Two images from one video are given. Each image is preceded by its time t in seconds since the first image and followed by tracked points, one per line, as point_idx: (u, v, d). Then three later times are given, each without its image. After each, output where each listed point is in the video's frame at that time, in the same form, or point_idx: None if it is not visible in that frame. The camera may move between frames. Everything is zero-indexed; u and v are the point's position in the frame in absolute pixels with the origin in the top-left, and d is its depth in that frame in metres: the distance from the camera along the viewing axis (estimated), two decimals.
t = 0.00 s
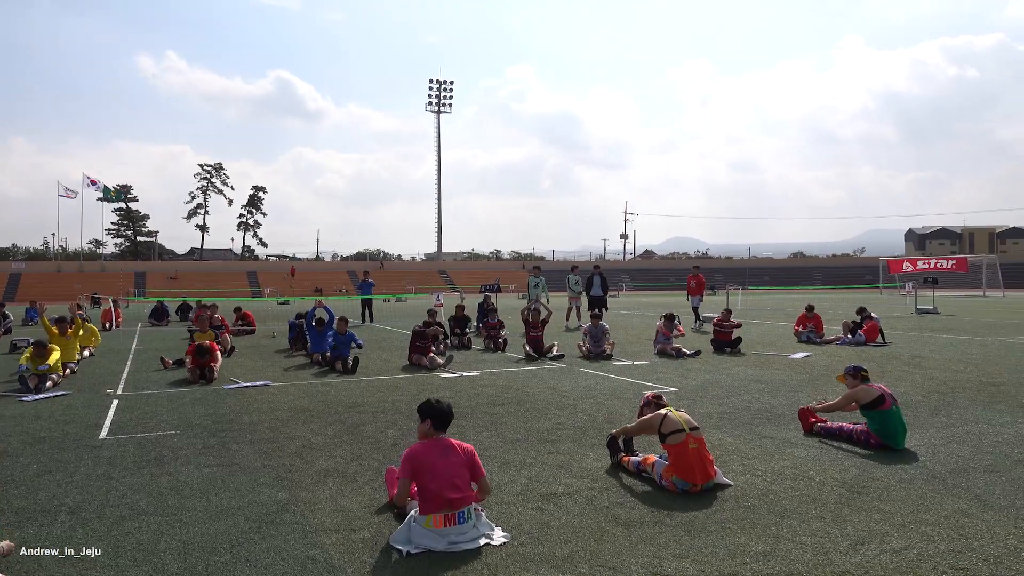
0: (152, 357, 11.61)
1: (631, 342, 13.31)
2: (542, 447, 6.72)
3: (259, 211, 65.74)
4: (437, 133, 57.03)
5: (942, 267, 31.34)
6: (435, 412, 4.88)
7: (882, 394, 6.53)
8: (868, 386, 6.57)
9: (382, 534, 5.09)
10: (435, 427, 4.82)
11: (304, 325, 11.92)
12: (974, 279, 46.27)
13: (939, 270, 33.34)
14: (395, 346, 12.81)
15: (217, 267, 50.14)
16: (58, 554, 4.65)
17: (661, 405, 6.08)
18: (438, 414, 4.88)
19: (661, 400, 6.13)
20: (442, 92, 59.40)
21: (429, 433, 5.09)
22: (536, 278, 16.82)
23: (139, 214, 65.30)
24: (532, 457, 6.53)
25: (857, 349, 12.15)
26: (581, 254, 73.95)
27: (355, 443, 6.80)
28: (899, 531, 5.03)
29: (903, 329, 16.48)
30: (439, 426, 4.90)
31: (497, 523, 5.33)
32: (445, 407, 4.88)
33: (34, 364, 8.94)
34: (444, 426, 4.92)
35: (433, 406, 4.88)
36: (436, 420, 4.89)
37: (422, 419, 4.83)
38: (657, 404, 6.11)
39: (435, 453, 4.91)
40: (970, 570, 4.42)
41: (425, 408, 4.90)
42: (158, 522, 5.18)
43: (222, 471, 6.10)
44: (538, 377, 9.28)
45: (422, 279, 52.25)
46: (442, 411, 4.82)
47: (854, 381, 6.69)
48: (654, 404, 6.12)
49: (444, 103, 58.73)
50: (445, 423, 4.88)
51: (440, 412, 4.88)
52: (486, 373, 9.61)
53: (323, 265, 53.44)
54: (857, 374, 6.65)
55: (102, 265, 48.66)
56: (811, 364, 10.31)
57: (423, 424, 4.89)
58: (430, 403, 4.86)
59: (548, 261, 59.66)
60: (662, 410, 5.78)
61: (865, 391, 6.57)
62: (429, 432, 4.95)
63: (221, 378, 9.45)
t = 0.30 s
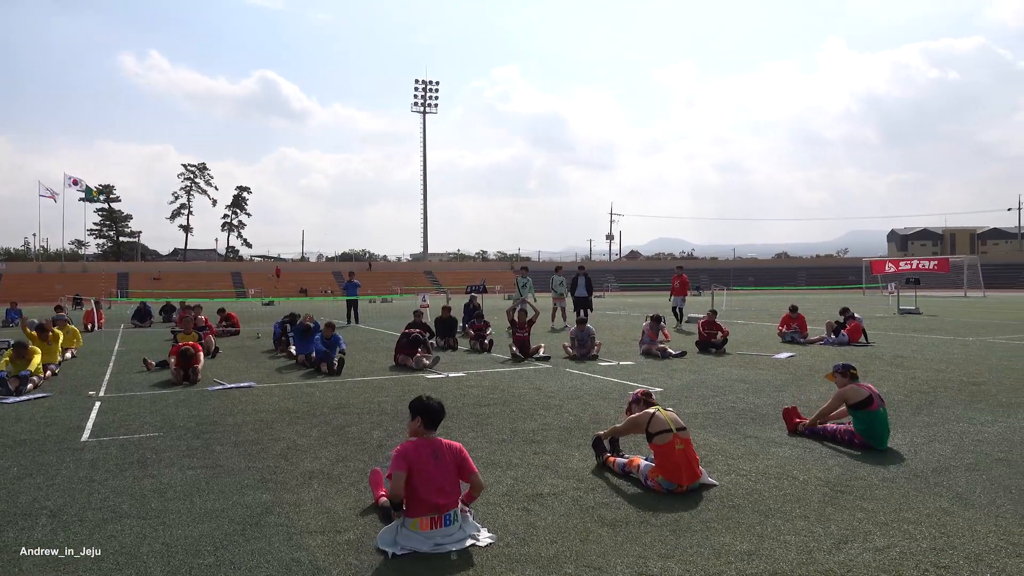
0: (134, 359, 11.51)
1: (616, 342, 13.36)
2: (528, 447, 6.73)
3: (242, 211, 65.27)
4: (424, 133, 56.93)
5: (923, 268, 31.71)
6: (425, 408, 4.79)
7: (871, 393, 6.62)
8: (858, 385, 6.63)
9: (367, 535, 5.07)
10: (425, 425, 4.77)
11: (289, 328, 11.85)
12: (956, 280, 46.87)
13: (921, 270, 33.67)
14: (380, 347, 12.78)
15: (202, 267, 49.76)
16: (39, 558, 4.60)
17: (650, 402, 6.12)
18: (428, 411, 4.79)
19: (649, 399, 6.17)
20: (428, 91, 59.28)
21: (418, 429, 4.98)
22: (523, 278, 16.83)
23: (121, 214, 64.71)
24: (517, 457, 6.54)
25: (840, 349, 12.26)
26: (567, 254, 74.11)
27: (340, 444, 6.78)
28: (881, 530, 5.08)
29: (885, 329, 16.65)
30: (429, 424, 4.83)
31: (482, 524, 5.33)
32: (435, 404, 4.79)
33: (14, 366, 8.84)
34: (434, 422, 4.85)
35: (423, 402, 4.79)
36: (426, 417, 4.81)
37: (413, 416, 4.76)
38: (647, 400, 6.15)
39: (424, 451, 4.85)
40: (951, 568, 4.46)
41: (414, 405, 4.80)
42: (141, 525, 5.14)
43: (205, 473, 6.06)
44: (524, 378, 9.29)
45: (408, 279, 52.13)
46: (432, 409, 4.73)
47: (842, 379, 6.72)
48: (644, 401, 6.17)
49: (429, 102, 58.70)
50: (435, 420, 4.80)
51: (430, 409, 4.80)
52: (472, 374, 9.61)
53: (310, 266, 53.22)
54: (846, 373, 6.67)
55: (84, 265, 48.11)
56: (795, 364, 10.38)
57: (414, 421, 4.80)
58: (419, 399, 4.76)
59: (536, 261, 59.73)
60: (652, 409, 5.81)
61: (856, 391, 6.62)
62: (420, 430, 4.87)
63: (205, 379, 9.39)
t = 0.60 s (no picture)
0: (127, 359, 11.49)
1: (610, 343, 13.38)
2: (522, 447, 6.74)
3: (237, 211, 65.16)
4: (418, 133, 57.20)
5: (916, 269, 31.85)
6: (423, 405, 4.69)
7: (878, 397, 6.63)
8: (868, 387, 6.60)
9: (361, 536, 5.07)
10: (426, 425, 4.68)
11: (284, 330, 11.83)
12: (948, 281, 47.16)
13: (914, 271, 33.82)
14: (374, 347, 12.77)
15: (196, 267, 49.65)
16: (32, 559, 4.58)
17: (664, 393, 5.84)
18: (428, 408, 4.68)
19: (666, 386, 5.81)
20: (423, 91, 59.48)
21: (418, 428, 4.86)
22: (516, 279, 16.84)
23: (115, 214, 64.51)
24: (512, 457, 6.55)
25: (833, 350, 12.31)
26: (562, 254, 74.20)
27: (334, 444, 6.78)
28: (875, 529, 5.09)
29: (878, 330, 16.74)
30: (428, 424, 4.73)
31: (477, 524, 5.34)
32: (435, 400, 4.70)
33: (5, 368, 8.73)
34: (434, 421, 4.75)
35: (422, 399, 4.69)
36: (425, 416, 4.71)
37: (414, 416, 4.66)
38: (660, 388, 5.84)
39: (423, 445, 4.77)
40: (944, 567, 4.48)
41: (413, 402, 4.70)
42: (134, 526, 5.12)
43: (199, 474, 6.05)
44: (518, 378, 9.30)
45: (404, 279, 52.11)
46: (433, 406, 4.63)
47: (855, 376, 6.65)
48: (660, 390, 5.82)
49: (424, 101, 59.57)
50: (436, 416, 4.69)
51: (430, 408, 4.69)
52: (466, 374, 9.61)
53: (305, 266, 53.13)
54: (861, 371, 6.59)
55: (77, 265, 47.93)
56: (788, 364, 10.42)
57: (414, 421, 4.70)
58: (418, 396, 4.66)
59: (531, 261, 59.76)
60: (665, 412, 5.63)
61: (867, 391, 6.59)
62: (419, 430, 4.77)
63: (199, 380, 9.38)
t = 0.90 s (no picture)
0: (126, 359, 11.49)
1: (610, 343, 13.38)
2: (521, 447, 6.74)
3: (235, 211, 65.15)
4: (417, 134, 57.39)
5: (914, 270, 31.88)
6: (425, 406, 4.68)
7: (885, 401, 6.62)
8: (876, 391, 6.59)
9: (361, 536, 5.07)
10: (428, 426, 4.67)
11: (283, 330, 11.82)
12: (946, 281, 47.28)
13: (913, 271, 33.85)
14: (374, 347, 12.77)
15: (195, 267, 49.63)
16: (31, 559, 4.58)
17: (681, 396, 5.70)
18: (430, 410, 4.67)
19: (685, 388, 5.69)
20: (421, 92, 59.59)
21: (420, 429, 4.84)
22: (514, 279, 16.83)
23: (113, 214, 64.47)
24: (512, 458, 6.56)
25: (832, 350, 12.31)
26: (560, 254, 74.26)
27: (333, 444, 6.78)
28: (874, 530, 5.10)
29: (876, 330, 16.78)
30: (430, 426, 4.72)
31: (476, 524, 5.34)
32: (437, 402, 4.69)
33: (8, 367, 8.80)
34: (436, 423, 4.73)
35: (424, 400, 4.67)
36: (427, 418, 4.69)
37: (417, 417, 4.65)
38: (679, 390, 5.69)
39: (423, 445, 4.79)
40: (943, 567, 4.49)
41: (416, 403, 4.69)
42: (133, 526, 5.12)
43: (198, 474, 6.05)
44: (518, 378, 9.31)
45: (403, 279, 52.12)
46: (436, 407, 4.63)
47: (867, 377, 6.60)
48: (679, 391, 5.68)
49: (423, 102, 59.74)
50: (439, 417, 4.69)
51: (432, 410, 4.67)
52: (466, 375, 9.61)
53: (304, 266, 53.13)
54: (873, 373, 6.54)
55: (75, 265, 47.89)
56: (787, 364, 10.43)
57: (416, 422, 4.68)
58: (420, 397, 4.64)
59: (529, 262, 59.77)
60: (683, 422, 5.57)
61: (875, 394, 6.57)
62: (421, 431, 4.75)
63: (198, 380, 9.38)
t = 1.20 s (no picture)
0: (116, 359, 11.43)
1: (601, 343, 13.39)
2: (513, 447, 6.75)
3: (227, 211, 64.97)
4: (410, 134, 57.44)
5: (905, 270, 32.07)
6: (413, 405, 4.66)
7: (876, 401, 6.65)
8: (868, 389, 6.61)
9: (352, 536, 5.06)
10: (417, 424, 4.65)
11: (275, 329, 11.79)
12: (936, 281, 47.51)
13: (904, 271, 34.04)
14: (366, 347, 12.74)
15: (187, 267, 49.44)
16: (19, 560, 4.56)
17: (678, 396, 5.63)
18: (419, 408, 4.65)
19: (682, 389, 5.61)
20: (414, 92, 59.64)
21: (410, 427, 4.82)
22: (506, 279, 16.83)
23: (104, 213, 64.16)
24: (503, 457, 6.56)
25: (822, 350, 12.36)
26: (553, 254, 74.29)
27: (325, 444, 6.77)
28: (864, 528, 5.13)
29: (866, 330, 16.84)
30: (419, 424, 4.70)
31: (468, 524, 5.33)
32: (426, 400, 4.67)
33: None
34: (425, 421, 4.70)
35: (411, 399, 4.65)
36: (416, 416, 4.67)
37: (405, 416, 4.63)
38: (675, 391, 5.61)
39: (412, 442, 4.78)
40: (932, 566, 4.52)
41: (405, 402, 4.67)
42: (123, 527, 5.09)
43: (189, 474, 6.03)
44: (509, 378, 9.31)
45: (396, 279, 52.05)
46: (426, 406, 4.60)
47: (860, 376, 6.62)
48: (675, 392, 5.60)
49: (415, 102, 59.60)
50: (428, 415, 4.68)
51: (420, 408, 4.65)
52: (458, 375, 9.60)
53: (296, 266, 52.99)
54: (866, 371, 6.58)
55: (66, 264, 47.61)
56: (777, 364, 10.47)
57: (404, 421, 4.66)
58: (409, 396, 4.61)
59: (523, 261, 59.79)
60: (675, 425, 5.54)
61: (867, 393, 6.59)
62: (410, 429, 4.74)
63: (189, 380, 9.33)
